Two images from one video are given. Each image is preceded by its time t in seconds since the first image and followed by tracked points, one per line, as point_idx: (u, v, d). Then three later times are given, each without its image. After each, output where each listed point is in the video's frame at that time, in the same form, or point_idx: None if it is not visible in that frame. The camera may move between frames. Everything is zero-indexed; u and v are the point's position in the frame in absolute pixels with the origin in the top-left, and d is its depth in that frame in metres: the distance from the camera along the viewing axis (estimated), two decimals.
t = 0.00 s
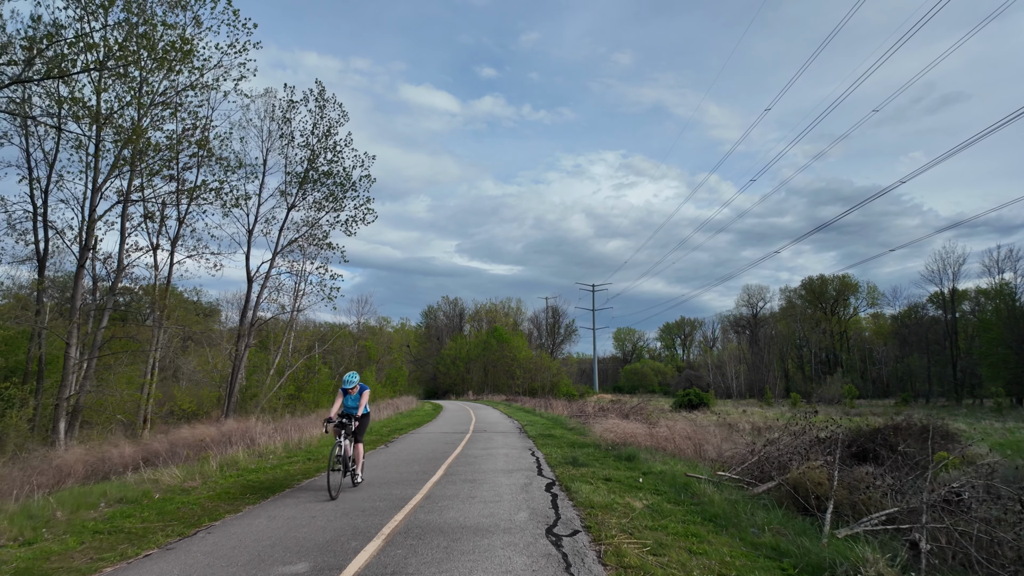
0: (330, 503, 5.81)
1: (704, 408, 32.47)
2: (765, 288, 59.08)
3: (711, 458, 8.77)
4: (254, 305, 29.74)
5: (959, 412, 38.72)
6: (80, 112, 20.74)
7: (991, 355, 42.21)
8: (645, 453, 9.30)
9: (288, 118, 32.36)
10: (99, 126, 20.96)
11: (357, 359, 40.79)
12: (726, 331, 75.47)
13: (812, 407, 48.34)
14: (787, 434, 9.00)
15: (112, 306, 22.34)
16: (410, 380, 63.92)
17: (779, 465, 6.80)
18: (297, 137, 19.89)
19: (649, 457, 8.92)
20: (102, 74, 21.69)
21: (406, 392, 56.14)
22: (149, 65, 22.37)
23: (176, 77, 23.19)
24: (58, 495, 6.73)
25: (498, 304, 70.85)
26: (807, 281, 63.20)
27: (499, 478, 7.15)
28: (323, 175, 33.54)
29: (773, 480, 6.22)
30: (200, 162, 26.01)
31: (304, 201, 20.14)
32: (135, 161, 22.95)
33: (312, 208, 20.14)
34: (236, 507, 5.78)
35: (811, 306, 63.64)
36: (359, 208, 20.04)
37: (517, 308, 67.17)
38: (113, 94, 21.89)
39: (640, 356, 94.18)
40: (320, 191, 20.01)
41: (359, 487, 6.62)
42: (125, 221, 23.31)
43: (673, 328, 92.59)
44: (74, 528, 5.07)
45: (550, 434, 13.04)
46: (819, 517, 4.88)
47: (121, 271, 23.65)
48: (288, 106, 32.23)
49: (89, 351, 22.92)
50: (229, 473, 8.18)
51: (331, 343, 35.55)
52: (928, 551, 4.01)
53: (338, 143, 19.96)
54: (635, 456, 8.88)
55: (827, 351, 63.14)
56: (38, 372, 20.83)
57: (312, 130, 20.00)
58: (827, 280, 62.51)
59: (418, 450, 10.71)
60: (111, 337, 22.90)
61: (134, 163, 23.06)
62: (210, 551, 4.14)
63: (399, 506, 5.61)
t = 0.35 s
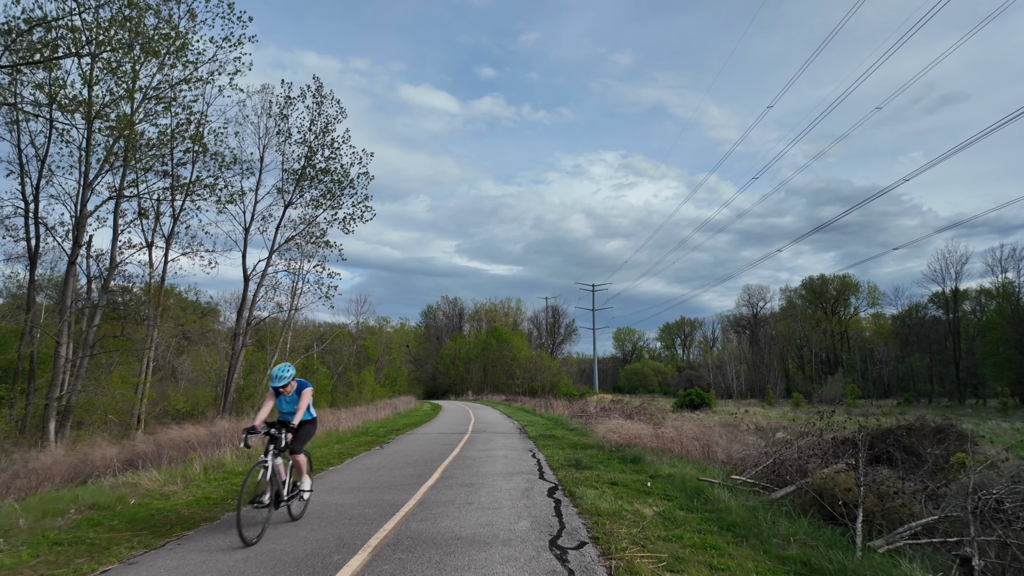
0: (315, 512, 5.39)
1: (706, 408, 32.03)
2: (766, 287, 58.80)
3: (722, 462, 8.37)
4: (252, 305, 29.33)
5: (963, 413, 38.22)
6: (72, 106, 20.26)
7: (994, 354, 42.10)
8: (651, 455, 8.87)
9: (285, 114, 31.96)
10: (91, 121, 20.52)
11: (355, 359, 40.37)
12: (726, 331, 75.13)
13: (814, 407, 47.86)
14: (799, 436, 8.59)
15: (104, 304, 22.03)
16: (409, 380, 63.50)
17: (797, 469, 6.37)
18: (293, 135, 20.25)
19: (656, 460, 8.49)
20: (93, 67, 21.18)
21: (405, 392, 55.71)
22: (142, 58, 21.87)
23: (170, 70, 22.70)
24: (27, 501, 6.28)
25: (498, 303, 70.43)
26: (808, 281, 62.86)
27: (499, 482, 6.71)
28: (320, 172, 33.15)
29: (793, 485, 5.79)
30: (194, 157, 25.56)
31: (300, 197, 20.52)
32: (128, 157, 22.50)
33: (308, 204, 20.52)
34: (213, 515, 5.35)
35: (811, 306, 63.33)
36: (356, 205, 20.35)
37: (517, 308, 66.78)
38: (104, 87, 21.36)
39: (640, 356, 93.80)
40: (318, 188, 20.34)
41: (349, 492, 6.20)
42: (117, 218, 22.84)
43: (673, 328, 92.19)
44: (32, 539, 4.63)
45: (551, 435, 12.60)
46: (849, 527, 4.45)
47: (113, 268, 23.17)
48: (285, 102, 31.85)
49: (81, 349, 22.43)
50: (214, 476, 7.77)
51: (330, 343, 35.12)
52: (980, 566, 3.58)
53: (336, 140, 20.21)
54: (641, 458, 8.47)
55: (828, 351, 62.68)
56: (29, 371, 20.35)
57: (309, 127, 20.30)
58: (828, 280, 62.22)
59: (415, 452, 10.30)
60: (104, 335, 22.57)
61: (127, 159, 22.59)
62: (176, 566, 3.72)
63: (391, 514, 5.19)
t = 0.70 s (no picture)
0: (300, 528, 4.95)
1: (709, 409, 31.49)
2: (767, 287, 58.27)
3: (736, 470, 7.94)
4: (249, 304, 28.83)
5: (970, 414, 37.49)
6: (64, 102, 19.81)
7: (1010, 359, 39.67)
8: (660, 462, 8.44)
9: (282, 111, 31.53)
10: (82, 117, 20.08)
11: (354, 359, 39.86)
12: (727, 331, 74.64)
13: (818, 407, 47.22)
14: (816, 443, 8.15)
15: (97, 302, 21.61)
16: (409, 381, 63.03)
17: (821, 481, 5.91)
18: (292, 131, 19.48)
19: (665, 467, 8.05)
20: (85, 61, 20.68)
21: (404, 392, 55.21)
22: (134, 53, 21.40)
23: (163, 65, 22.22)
24: None
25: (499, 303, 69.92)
26: (809, 280, 62.28)
27: (499, 493, 6.22)
28: (317, 170, 32.68)
29: (819, 499, 5.32)
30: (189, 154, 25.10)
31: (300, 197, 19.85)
32: (121, 154, 22.05)
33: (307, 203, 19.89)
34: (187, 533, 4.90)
35: (812, 306, 62.85)
36: (355, 203, 19.98)
37: (517, 307, 66.31)
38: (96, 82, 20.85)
39: (640, 356, 93.34)
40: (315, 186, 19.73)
41: (339, 506, 5.76)
42: (110, 216, 22.41)
43: (673, 327, 91.65)
44: None
45: (555, 439, 12.13)
46: (898, 553, 3.95)
47: (105, 267, 22.64)
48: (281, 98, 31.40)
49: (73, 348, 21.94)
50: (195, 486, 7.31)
51: (330, 343, 34.68)
52: None
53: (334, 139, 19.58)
54: (650, 466, 8.01)
55: (829, 351, 62.41)
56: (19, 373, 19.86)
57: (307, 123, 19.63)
58: (829, 280, 61.62)
59: (412, 457, 9.87)
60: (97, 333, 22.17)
61: (120, 156, 22.14)
62: None
63: (381, 531, 4.74)
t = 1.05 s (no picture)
0: (284, 538, 4.51)
1: (714, 409, 31.02)
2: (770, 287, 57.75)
3: (755, 473, 7.50)
4: (248, 303, 28.40)
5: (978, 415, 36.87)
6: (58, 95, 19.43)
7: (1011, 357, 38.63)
8: (671, 465, 8.00)
9: (282, 108, 31.22)
10: (77, 111, 19.71)
11: (356, 359, 39.50)
12: (731, 331, 74.18)
13: (823, 408, 46.66)
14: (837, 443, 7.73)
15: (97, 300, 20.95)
16: (410, 381, 62.66)
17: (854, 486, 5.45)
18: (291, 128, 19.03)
19: (678, 470, 7.60)
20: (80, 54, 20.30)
21: (406, 393, 54.83)
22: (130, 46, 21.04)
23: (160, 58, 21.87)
24: None
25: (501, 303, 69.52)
26: (813, 280, 61.78)
27: (502, 498, 5.79)
28: (317, 167, 32.33)
29: (854, 506, 4.87)
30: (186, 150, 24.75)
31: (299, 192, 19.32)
32: (117, 149, 21.69)
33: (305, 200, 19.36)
34: (160, 543, 4.48)
35: (815, 306, 62.25)
36: (356, 200, 19.47)
37: (519, 307, 65.91)
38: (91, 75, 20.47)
39: (643, 356, 92.90)
40: (315, 182, 19.20)
41: (330, 513, 5.31)
42: (106, 212, 22.03)
43: (676, 327, 91.14)
44: None
45: (559, 439, 11.72)
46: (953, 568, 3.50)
47: (101, 264, 22.26)
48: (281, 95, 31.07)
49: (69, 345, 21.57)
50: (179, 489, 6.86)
51: (330, 343, 34.28)
52: None
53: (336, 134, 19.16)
54: (662, 469, 7.57)
55: (832, 351, 62.05)
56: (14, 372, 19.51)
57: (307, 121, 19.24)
58: (832, 280, 61.16)
59: (410, 459, 9.44)
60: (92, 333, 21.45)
61: (116, 151, 21.79)
62: None
63: (373, 542, 4.29)
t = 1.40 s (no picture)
0: (258, 551, 4.08)
1: (716, 409, 30.61)
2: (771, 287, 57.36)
3: (770, 477, 7.10)
4: (245, 302, 27.92)
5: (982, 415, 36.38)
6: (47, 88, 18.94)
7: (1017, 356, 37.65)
8: (680, 467, 7.59)
9: (278, 104, 30.79)
10: (66, 104, 19.21)
11: (355, 359, 39.11)
12: (732, 331, 73.75)
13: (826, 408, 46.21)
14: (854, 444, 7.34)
15: (94, 300, 20.32)
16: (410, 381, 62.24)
17: (882, 492, 5.03)
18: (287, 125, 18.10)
19: (688, 473, 7.19)
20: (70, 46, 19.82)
21: (405, 393, 54.42)
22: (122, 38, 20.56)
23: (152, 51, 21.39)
24: None
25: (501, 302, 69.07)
26: (814, 279, 61.34)
27: (499, 504, 5.38)
28: (314, 164, 31.84)
29: (884, 514, 4.46)
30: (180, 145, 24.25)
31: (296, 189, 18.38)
32: (108, 144, 21.21)
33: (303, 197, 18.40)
34: (119, 556, 4.05)
35: (817, 306, 61.71)
36: (354, 198, 18.48)
37: (519, 307, 65.49)
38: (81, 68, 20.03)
39: (643, 356, 92.49)
40: (313, 178, 18.25)
41: (312, 522, 4.88)
42: (97, 209, 21.55)
43: (676, 327, 90.70)
44: None
45: (559, 440, 11.32)
46: None
47: (93, 262, 21.81)
48: (277, 90, 30.65)
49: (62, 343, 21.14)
50: (156, 493, 6.42)
51: (328, 342, 33.87)
52: None
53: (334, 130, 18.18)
54: (669, 472, 7.14)
55: (834, 351, 61.73)
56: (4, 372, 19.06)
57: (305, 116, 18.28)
58: (833, 279, 60.74)
59: (404, 461, 9.01)
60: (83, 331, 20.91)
61: (108, 146, 21.30)
62: None
63: (355, 555, 3.87)
